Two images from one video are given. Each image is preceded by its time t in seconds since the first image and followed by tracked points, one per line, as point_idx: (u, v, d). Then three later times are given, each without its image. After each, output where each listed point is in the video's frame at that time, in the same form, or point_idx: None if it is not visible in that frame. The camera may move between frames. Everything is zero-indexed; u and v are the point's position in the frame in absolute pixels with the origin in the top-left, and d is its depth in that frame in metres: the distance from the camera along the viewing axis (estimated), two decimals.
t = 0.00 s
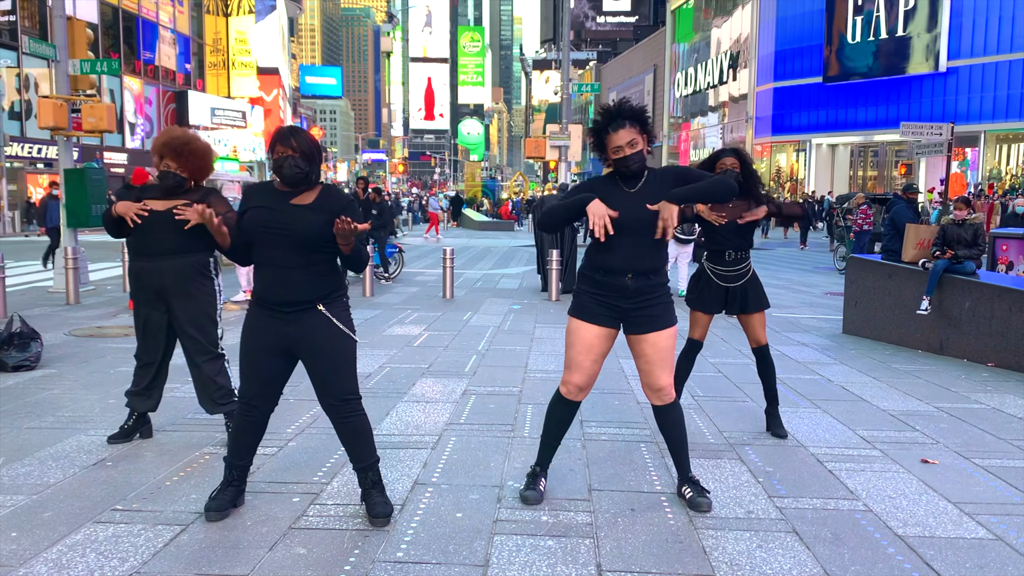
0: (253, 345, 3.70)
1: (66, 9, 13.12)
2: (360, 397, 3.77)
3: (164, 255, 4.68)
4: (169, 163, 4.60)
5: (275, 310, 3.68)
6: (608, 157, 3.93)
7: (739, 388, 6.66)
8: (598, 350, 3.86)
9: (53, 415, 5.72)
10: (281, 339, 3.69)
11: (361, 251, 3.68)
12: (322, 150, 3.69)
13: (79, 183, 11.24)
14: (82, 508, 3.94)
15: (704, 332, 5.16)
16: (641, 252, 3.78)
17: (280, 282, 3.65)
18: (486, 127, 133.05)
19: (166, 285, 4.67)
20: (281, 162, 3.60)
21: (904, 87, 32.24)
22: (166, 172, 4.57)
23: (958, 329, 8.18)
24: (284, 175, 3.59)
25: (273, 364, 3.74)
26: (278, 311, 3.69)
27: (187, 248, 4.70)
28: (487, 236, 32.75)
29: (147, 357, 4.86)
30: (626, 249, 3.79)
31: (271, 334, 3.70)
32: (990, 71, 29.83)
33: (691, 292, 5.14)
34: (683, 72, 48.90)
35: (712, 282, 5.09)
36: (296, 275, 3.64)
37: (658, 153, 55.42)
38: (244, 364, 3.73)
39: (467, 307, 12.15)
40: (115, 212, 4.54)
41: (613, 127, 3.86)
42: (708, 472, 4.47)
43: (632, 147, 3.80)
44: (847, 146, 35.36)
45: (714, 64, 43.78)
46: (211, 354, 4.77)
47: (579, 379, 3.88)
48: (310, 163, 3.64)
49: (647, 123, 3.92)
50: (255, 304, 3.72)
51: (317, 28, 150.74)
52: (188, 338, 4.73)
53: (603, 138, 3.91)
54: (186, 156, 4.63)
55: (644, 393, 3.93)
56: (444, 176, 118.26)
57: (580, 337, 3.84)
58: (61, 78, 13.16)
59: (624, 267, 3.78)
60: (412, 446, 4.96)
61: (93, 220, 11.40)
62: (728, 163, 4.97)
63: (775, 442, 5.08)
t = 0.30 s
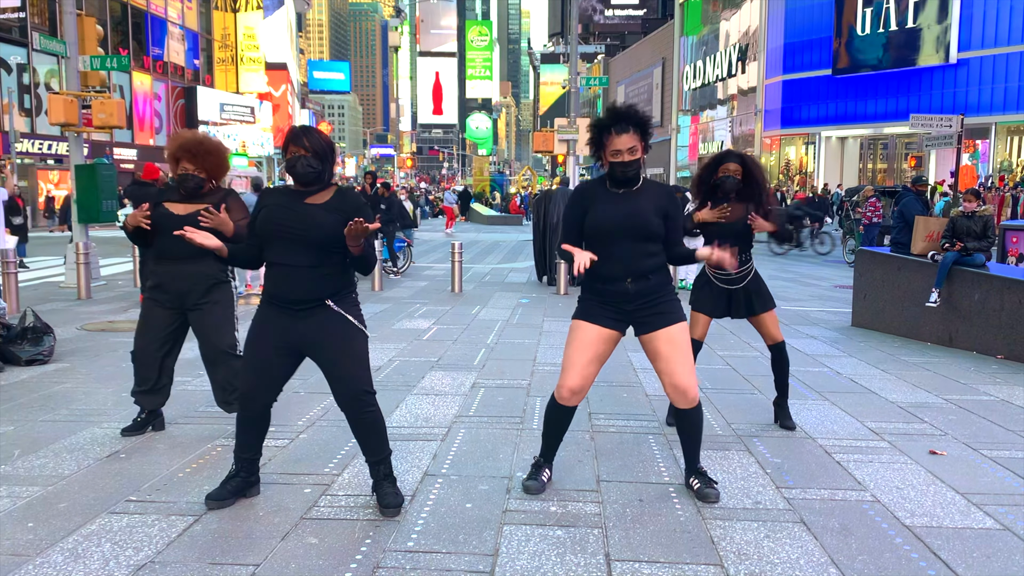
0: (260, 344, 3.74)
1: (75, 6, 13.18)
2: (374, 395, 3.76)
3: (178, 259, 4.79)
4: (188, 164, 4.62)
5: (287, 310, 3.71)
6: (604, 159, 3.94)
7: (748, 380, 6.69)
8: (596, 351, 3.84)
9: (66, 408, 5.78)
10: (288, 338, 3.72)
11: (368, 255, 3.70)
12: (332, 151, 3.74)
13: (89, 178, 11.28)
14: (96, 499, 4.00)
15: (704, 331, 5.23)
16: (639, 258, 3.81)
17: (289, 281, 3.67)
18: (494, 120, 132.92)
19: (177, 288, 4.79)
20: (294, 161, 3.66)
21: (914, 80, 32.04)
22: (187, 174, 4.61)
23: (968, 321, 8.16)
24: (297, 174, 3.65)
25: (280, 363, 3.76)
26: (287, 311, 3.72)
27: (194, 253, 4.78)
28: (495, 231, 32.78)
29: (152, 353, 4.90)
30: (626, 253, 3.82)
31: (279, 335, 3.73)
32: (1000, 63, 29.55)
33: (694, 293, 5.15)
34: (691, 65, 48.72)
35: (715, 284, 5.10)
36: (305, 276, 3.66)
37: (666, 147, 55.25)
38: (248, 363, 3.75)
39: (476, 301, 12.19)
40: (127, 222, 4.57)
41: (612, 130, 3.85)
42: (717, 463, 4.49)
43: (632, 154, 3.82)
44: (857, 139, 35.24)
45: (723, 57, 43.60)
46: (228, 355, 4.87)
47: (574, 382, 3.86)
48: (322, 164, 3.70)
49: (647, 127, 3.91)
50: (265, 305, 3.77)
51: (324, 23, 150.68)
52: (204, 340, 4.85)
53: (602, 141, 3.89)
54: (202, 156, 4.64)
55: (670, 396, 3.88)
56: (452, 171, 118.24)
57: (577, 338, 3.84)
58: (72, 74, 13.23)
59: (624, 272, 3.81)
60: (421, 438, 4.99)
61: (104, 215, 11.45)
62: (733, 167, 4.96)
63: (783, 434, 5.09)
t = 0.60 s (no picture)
0: (262, 355, 3.75)
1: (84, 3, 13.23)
2: (382, 402, 3.74)
3: (184, 272, 4.88)
4: (196, 177, 4.66)
5: (290, 326, 3.75)
6: (620, 186, 3.96)
7: (755, 375, 6.69)
8: (599, 369, 3.85)
9: (76, 403, 5.83)
10: (291, 351, 3.75)
11: (372, 277, 3.69)
12: (333, 172, 3.72)
13: (98, 175, 11.29)
14: (107, 493, 4.03)
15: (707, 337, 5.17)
16: (646, 284, 3.83)
17: (294, 301, 3.70)
18: (501, 116, 132.83)
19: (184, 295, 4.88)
20: (293, 182, 3.64)
21: (922, 74, 31.87)
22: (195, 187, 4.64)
23: (976, 317, 8.13)
24: (296, 197, 3.63)
25: (284, 372, 3.77)
26: (292, 329, 3.76)
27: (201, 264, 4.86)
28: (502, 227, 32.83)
29: (147, 358, 4.93)
30: (636, 280, 3.83)
31: (281, 349, 3.75)
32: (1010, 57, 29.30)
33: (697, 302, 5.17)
34: (699, 60, 48.59)
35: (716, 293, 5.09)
36: (309, 295, 3.69)
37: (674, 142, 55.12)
38: (248, 375, 3.75)
39: (483, 297, 12.21)
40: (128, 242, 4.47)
41: (627, 157, 3.87)
42: (725, 458, 4.51)
43: (646, 182, 3.85)
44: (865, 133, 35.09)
45: (730, 52, 43.49)
46: (228, 363, 4.86)
47: (578, 398, 3.84)
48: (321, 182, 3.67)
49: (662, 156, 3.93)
50: (269, 320, 3.81)
51: (331, 19, 150.68)
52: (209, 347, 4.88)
53: (616, 169, 3.93)
54: (210, 169, 4.69)
55: (684, 414, 3.83)
56: (458, 167, 118.26)
57: (582, 356, 3.86)
58: (81, 71, 13.29)
59: (632, 301, 3.84)
60: (428, 433, 5.01)
61: (113, 212, 11.46)
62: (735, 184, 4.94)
63: (791, 429, 5.10)
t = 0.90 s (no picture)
0: (268, 354, 3.75)
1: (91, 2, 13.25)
2: (389, 400, 3.74)
3: (192, 271, 4.90)
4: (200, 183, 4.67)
5: (296, 324, 3.76)
6: (625, 190, 3.95)
7: (761, 373, 6.68)
8: (612, 372, 3.83)
9: (84, 401, 5.86)
10: (298, 350, 3.75)
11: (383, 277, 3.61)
12: (337, 170, 3.72)
13: (105, 174, 11.29)
14: (116, 490, 4.06)
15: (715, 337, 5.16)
16: (653, 286, 3.84)
17: (301, 296, 3.71)
18: (507, 114, 132.84)
19: (192, 294, 4.90)
20: (298, 178, 3.62)
21: (929, 71, 31.76)
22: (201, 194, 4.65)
23: (984, 315, 8.11)
24: (302, 192, 3.61)
25: (289, 371, 3.77)
26: (298, 327, 3.76)
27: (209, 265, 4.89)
28: (507, 225, 32.84)
29: (153, 358, 4.91)
30: (645, 285, 3.84)
31: (287, 347, 3.75)
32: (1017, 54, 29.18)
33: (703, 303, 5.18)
34: (705, 58, 48.52)
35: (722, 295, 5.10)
36: (314, 293, 3.70)
37: (679, 140, 55.05)
38: (254, 374, 3.75)
39: (489, 295, 12.22)
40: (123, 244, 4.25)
41: (633, 162, 3.87)
42: (732, 456, 4.50)
43: (650, 187, 3.84)
44: (871, 130, 34.99)
45: (736, 50, 43.41)
46: (236, 361, 4.87)
47: (590, 404, 3.80)
48: (328, 180, 3.66)
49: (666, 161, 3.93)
50: (275, 319, 3.81)
51: (337, 18, 150.95)
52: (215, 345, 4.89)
53: (622, 173, 3.92)
54: (217, 175, 4.69)
55: (696, 415, 3.81)
56: (464, 164, 118.34)
57: (593, 363, 3.82)
58: (88, 69, 13.31)
59: (641, 303, 3.84)
60: (435, 431, 5.03)
61: (120, 211, 11.47)
62: (741, 189, 4.93)
63: (798, 427, 5.09)
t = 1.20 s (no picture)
0: (272, 351, 3.73)
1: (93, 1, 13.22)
2: (394, 397, 3.75)
3: (196, 268, 4.90)
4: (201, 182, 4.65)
5: (300, 319, 3.74)
6: (628, 161, 3.89)
7: (765, 373, 6.65)
8: (623, 349, 3.82)
9: (88, 400, 5.86)
10: (302, 348, 3.74)
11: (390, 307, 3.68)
12: (342, 163, 3.70)
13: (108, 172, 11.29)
14: (120, 489, 4.05)
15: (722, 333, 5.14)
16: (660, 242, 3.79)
17: (304, 292, 3.69)
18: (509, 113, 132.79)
19: (196, 292, 4.90)
20: (303, 173, 3.62)
21: (933, 69, 31.67)
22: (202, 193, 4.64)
23: (988, 313, 8.09)
24: (307, 189, 3.60)
25: (294, 370, 3.77)
26: (303, 322, 3.75)
27: (213, 261, 4.91)
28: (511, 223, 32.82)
29: (158, 357, 4.91)
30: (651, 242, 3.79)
31: (291, 343, 3.73)
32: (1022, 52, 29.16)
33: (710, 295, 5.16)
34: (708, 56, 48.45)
35: (731, 288, 5.09)
36: (317, 287, 3.68)
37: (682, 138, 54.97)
38: (258, 372, 3.74)
39: (492, 293, 12.21)
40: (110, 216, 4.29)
41: (638, 133, 3.80)
42: (737, 455, 4.48)
43: (655, 159, 3.78)
44: (875, 128, 34.91)
45: (739, 48, 43.35)
46: (240, 359, 4.87)
47: (602, 381, 3.84)
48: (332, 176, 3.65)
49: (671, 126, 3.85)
50: (279, 316, 3.79)
51: (339, 17, 151.00)
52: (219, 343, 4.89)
53: (627, 143, 3.85)
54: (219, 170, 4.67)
55: (688, 393, 3.88)
56: (466, 163, 118.26)
57: (602, 338, 3.82)
58: (91, 68, 13.30)
59: (646, 258, 3.79)
60: (439, 430, 5.02)
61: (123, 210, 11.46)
62: (746, 179, 4.89)
63: (803, 426, 5.07)
